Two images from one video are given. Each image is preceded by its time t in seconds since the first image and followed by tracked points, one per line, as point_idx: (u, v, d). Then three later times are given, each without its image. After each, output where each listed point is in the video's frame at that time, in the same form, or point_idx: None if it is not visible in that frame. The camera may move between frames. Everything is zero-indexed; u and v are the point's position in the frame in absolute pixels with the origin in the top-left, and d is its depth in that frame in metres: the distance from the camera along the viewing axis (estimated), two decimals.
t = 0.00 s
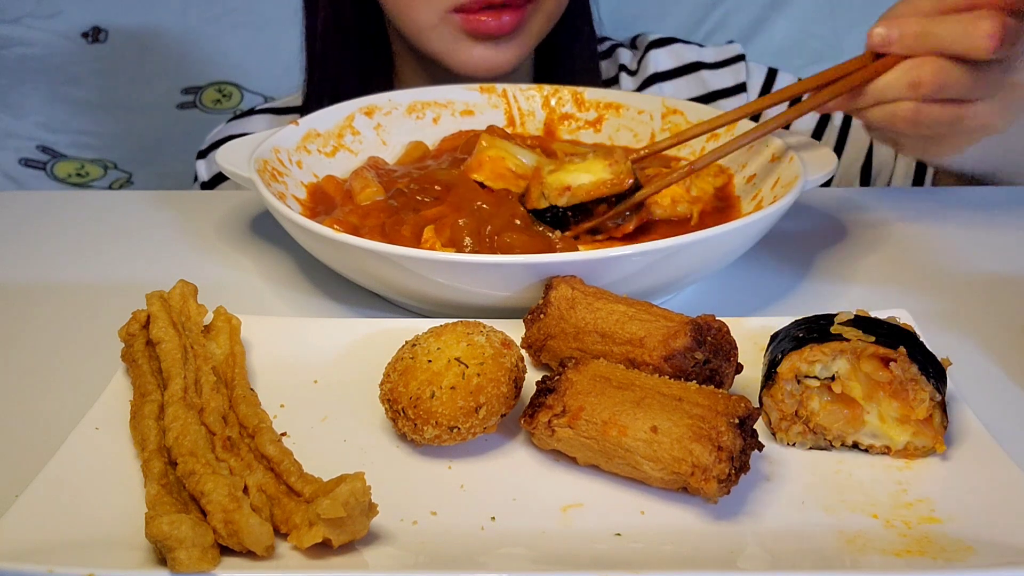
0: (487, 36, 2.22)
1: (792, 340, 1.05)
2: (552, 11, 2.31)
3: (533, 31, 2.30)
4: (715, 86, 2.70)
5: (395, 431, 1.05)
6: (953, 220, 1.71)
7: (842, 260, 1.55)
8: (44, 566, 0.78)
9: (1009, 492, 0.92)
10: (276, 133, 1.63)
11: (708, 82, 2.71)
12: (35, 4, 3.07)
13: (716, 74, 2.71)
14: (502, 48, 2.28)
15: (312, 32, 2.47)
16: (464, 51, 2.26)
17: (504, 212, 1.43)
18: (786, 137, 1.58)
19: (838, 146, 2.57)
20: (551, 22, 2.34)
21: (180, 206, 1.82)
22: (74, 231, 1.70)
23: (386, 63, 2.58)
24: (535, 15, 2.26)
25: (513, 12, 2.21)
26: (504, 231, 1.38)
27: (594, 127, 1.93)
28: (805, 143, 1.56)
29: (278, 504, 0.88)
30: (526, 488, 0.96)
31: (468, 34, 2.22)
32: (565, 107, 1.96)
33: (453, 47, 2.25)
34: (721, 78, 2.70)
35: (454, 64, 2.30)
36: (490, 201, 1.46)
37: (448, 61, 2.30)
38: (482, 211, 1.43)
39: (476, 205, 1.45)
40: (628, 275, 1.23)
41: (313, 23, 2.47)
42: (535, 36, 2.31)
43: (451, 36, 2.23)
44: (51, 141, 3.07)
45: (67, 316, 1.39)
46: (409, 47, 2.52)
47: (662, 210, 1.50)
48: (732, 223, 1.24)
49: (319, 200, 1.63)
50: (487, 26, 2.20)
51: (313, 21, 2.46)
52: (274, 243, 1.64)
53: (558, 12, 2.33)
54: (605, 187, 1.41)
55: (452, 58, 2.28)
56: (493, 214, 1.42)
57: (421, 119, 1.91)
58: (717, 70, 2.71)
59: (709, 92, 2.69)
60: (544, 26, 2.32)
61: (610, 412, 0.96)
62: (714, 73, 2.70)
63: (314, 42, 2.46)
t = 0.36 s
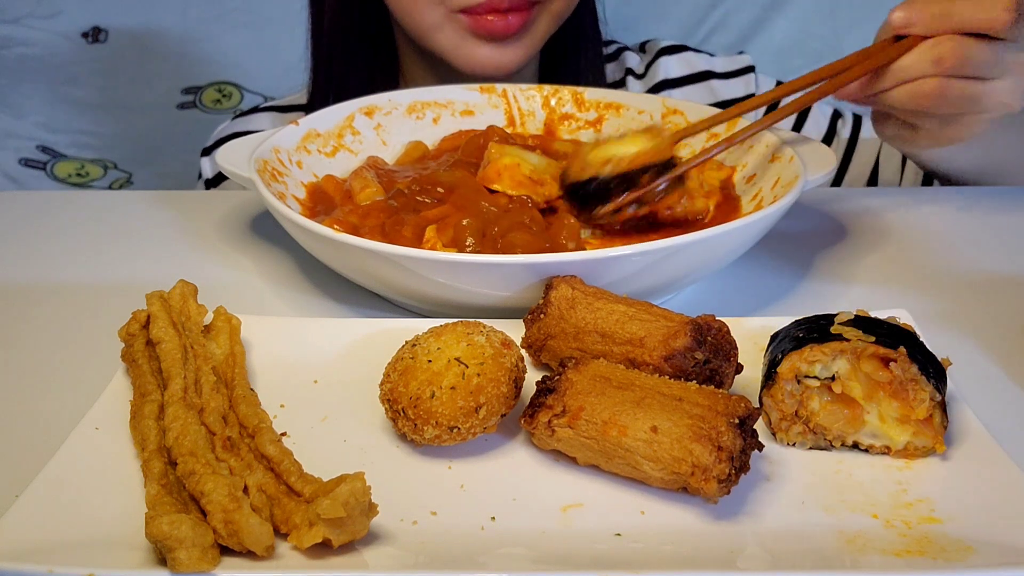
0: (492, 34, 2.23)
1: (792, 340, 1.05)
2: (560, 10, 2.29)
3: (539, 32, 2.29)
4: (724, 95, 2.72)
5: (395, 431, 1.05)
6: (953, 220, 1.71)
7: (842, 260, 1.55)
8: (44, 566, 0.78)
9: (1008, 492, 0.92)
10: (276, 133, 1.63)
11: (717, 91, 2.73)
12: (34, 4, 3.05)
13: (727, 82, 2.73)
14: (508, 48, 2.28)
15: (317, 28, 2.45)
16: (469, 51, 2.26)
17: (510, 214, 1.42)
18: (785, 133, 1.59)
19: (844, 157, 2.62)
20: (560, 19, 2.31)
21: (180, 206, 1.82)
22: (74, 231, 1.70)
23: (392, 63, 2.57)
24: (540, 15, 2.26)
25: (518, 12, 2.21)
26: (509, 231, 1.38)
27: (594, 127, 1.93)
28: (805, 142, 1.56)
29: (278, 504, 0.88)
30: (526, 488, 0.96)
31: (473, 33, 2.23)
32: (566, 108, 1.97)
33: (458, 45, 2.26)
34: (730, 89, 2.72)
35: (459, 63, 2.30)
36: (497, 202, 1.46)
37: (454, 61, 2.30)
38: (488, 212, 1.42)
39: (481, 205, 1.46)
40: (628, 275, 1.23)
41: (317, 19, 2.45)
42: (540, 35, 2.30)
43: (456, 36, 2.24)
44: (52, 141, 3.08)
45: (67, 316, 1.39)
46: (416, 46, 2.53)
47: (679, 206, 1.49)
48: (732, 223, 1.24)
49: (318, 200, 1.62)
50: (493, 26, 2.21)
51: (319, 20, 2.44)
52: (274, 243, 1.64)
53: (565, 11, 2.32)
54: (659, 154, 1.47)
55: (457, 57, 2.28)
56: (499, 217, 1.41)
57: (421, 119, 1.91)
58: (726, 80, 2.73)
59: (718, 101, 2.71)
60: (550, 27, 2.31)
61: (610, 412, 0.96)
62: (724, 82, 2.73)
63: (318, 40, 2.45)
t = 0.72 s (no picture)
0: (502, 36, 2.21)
1: (793, 340, 1.04)
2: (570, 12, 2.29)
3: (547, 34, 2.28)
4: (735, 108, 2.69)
5: (395, 431, 1.05)
6: (953, 220, 1.71)
7: (842, 260, 1.55)
8: (44, 566, 0.78)
9: (1008, 491, 0.92)
10: (276, 133, 1.63)
11: (727, 103, 2.71)
12: (34, 4, 3.09)
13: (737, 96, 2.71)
14: (517, 49, 2.26)
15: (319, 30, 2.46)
16: (479, 52, 2.24)
17: (511, 215, 1.41)
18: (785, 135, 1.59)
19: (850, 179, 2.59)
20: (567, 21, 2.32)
21: (179, 206, 1.82)
22: (74, 231, 1.70)
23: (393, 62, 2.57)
24: (550, 17, 2.25)
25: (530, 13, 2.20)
26: (511, 232, 1.37)
27: (594, 127, 1.93)
28: (806, 142, 1.56)
29: (278, 504, 0.88)
30: (525, 488, 0.96)
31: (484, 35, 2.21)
32: (565, 108, 1.96)
33: (468, 46, 2.24)
34: (741, 101, 2.70)
35: (468, 65, 2.29)
36: (497, 202, 1.47)
37: (462, 62, 2.28)
38: (489, 214, 1.42)
39: (483, 205, 1.45)
40: (627, 275, 1.23)
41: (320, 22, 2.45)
42: (547, 39, 2.30)
43: (467, 37, 2.22)
44: (51, 141, 3.03)
45: (66, 316, 1.39)
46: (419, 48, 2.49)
47: (674, 208, 1.50)
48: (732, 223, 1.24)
49: (318, 200, 1.62)
50: (504, 28, 2.19)
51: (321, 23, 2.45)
52: (274, 243, 1.64)
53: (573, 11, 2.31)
54: (685, 58, 1.27)
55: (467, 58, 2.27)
56: (501, 218, 1.41)
57: (421, 119, 1.91)
58: (736, 94, 2.71)
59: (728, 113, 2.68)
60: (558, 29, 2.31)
61: (611, 412, 0.96)
62: (734, 94, 2.71)
63: (321, 44, 2.46)
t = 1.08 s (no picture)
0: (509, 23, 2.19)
1: (793, 339, 1.04)
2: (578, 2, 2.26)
3: (557, 24, 2.24)
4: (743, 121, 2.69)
5: (395, 431, 1.05)
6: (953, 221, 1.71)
7: (842, 260, 1.55)
8: (44, 567, 0.78)
9: (1008, 491, 0.92)
10: (276, 133, 1.63)
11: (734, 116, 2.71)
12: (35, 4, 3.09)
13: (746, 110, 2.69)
14: (525, 38, 2.23)
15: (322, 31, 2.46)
16: (488, 40, 2.21)
17: (512, 215, 1.41)
18: (785, 135, 1.59)
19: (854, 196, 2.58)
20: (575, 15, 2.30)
21: (180, 206, 1.82)
22: (73, 231, 1.70)
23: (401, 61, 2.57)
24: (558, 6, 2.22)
25: None
26: (511, 232, 1.37)
27: (594, 127, 1.93)
28: (805, 142, 1.57)
29: (278, 505, 0.88)
30: (525, 488, 0.96)
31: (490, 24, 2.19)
32: (565, 108, 1.96)
33: (474, 36, 2.21)
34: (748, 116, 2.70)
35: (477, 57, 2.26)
36: (498, 202, 1.47)
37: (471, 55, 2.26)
38: (490, 214, 1.43)
39: (483, 206, 1.46)
40: (627, 275, 1.23)
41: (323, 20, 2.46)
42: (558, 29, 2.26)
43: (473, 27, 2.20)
44: (52, 141, 3.03)
45: (66, 316, 1.39)
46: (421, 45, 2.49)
47: (673, 208, 1.50)
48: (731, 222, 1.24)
49: (318, 200, 1.62)
50: (512, 12, 2.17)
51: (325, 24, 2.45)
52: (274, 243, 1.64)
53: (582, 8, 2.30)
54: (665, 25, 1.31)
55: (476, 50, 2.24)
56: (501, 218, 1.40)
57: (421, 119, 1.91)
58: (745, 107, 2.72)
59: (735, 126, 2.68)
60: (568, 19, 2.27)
61: (610, 412, 0.96)
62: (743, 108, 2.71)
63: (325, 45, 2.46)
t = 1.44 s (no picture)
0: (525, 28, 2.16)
1: (793, 339, 1.04)
2: None
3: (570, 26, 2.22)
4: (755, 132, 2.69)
5: (395, 431, 1.05)
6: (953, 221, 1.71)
7: (842, 260, 1.55)
8: (44, 566, 0.78)
9: (1007, 492, 0.92)
10: (276, 133, 1.63)
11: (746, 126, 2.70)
12: (35, 4, 3.12)
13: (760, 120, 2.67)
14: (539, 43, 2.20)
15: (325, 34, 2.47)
16: (502, 45, 2.18)
17: (513, 216, 1.41)
18: (784, 135, 1.59)
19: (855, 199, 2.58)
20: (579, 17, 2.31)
21: (180, 206, 1.82)
22: (73, 231, 1.70)
23: (404, 62, 2.57)
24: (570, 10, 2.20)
25: (552, 1, 2.16)
26: (512, 232, 1.37)
27: (594, 127, 1.93)
28: (805, 142, 1.57)
29: (278, 504, 0.88)
30: (525, 488, 0.96)
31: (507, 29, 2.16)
32: (566, 108, 1.96)
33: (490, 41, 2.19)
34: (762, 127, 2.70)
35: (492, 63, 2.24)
36: (499, 203, 1.47)
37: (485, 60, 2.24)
38: (491, 215, 1.43)
39: (484, 206, 1.46)
40: (627, 275, 1.23)
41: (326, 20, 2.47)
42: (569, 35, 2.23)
43: (488, 33, 2.17)
44: (51, 141, 3.02)
45: (66, 317, 1.39)
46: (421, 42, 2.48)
47: (671, 209, 1.50)
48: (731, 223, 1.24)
49: (318, 200, 1.62)
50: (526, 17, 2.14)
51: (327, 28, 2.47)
52: (274, 243, 1.64)
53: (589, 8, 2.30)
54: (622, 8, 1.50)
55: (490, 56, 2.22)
56: (502, 219, 1.40)
57: (421, 119, 1.91)
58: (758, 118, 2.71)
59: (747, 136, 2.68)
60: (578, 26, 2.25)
61: (610, 412, 0.96)
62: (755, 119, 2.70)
63: (326, 48, 2.47)
